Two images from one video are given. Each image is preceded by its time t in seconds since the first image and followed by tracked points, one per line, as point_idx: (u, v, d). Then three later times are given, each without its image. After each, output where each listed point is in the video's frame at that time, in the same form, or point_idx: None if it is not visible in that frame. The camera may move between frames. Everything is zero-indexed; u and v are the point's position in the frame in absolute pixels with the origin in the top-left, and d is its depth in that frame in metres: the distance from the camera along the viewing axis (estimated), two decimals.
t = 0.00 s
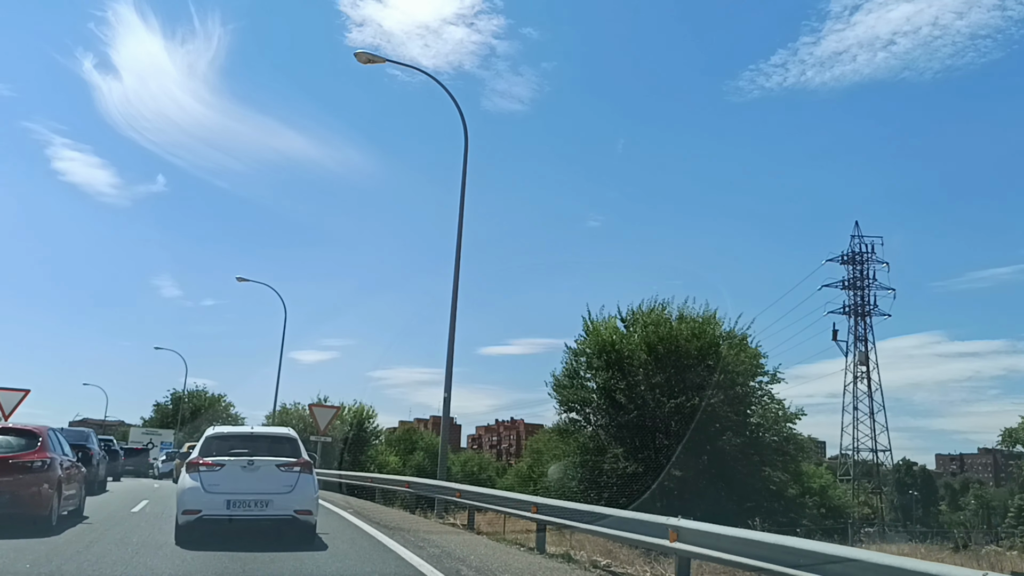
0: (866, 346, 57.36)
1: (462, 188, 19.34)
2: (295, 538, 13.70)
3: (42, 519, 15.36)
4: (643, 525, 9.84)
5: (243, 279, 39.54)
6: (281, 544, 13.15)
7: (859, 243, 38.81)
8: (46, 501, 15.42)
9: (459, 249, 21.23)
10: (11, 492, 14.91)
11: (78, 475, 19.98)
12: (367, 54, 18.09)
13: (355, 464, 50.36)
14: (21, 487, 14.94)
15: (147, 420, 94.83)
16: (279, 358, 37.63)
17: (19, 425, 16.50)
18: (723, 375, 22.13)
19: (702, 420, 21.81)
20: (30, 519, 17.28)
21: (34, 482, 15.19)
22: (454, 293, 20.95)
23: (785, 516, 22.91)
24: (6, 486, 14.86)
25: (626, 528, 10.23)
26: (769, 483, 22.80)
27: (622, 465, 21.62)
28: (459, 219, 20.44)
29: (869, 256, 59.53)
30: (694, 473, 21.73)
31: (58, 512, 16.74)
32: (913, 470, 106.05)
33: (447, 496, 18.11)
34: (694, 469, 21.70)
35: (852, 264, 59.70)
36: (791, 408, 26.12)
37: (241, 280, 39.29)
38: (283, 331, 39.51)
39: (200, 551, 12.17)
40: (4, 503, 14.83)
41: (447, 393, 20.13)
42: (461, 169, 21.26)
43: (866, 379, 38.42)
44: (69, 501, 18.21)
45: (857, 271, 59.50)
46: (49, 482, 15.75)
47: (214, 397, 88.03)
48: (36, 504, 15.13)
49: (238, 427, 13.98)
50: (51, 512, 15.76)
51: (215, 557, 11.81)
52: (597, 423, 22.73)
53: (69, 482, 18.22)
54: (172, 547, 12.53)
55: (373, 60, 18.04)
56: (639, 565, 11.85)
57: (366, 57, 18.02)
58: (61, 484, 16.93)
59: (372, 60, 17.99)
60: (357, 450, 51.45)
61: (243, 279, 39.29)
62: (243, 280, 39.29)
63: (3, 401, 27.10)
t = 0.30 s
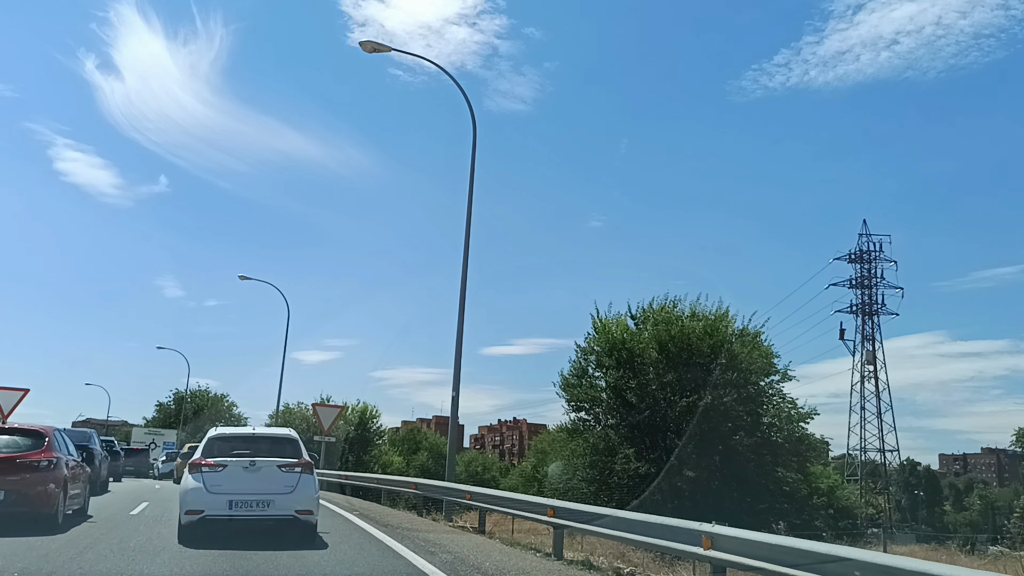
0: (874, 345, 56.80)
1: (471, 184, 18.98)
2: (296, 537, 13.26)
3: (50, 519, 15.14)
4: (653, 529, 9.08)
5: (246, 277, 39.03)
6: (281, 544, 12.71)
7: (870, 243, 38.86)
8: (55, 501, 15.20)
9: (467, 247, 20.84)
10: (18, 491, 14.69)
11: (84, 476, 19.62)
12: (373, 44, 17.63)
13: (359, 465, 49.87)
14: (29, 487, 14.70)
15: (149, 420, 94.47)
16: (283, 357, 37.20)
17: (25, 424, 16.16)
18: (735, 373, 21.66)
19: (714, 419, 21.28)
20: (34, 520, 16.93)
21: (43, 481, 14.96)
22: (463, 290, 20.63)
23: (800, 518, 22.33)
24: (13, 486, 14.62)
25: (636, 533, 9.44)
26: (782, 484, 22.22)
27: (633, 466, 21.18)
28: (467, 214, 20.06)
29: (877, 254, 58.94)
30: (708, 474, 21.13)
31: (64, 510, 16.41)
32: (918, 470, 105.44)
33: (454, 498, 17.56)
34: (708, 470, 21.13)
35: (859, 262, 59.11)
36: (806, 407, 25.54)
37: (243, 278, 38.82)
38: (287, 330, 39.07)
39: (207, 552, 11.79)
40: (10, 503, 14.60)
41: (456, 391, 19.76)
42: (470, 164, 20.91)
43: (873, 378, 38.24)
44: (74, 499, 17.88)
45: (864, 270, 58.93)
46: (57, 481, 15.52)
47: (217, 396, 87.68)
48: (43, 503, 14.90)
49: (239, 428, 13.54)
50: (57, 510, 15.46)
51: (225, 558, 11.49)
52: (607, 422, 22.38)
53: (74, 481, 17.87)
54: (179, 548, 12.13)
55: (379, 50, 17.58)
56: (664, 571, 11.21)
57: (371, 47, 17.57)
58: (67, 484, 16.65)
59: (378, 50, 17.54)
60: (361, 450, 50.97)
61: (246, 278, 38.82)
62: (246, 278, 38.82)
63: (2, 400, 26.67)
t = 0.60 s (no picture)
0: (889, 343, 55.78)
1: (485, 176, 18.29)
2: (297, 534, 12.79)
3: (62, 518, 14.72)
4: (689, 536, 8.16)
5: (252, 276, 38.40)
6: (282, 541, 12.17)
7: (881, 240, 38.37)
8: (66, 500, 14.76)
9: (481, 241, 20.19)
10: (29, 490, 14.27)
11: (90, 476, 19.06)
12: (382, 27, 16.97)
13: (366, 465, 49.16)
14: (40, 485, 14.30)
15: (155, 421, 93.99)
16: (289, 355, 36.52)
17: (33, 425, 15.57)
18: (757, 370, 20.91)
19: (735, 419, 20.48)
20: (38, 520, 16.42)
21: (54, 479, 14.53)
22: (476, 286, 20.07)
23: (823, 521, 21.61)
24: (23, 484, 14.21)
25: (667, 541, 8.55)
26: (804, 487, 21.47)
27: (652, 468, 20.63)
28: (482, 205, 19.43)
29: (891, 251, 57.94)
30: (729, 475, 20.44)
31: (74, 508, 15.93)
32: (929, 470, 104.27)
33: (468, 501, 16.79)
34: (729, 472, 20.42)
35: (873, 260, 58.16)
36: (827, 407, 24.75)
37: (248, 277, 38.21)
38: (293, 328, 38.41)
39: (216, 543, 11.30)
40: (21, 501, 14.23)
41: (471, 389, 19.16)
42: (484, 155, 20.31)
43: (887, 378, 37.58)
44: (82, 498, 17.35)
45: (878, 267, 57.98)
46: (68, 480, 15.08)
47: (223, 396, 87.15)
48: (54, 503, 14.46)
49: (243, 426, 12.99)
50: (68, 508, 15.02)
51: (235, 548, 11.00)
52: (624, 422, 21.86)
53: (82, 481, 17.35)
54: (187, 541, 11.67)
55: (389, 33, 16.92)
56: None
57: (381, 31, 16.90)
58: (76, 483, 16.18)
59: (388, 33, 16.87)
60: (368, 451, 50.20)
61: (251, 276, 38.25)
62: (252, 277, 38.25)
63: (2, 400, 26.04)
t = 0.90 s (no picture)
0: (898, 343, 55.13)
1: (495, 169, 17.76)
2: (295, 533, 12.62)
3: (66, 519, 14.60)
4: (722, 547, 7.61)
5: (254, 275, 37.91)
6: (280, 539, 12.00)
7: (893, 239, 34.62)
8: (71, 501, 14.64)
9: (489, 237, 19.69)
10: (35, 491, 14.16)
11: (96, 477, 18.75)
12: (388, 14, 16.44)
13: (370, 467, 48.60)
14: (46, 486, 14.20)
15: (157, 422, 93.52)
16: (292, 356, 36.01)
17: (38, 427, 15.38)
18: (774, 371, 20.28)
19: (752, 419, 19.85)
20: (39, 520, 16.03)
21: (60, 481, 14.40)
22: (486, 283, 19.58)
23: (840, 525, 20.90)
24: (29, 485, 14.09)
25: (696, 552, 7.95)
26: (823, 491, 20.81)
27: (666, 470, 19.98)
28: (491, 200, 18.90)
29: (900, 251, 57.27)
30: (746, 478, 19.78)
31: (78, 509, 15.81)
32: (936, 472, 103.46)
33: (478, 505, 16.21)
34: (746, 475, 19.76)
35: (881, 259, 57.51)
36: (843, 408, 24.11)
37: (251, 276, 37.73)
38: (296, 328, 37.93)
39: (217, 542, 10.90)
40: (26, 502, 14.11)
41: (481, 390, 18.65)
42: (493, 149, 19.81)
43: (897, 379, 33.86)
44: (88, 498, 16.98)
45: (886, 267, 57.33)
46: (73, 482, 14.96)
47: (225, 397, 86.74)
48: (60, 504, 14.35)
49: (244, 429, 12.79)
50: (73, 508, 14.91)
51: (236, 553, 10.46)
52: (636, 424, 21.29)
53: (85, 481, 16.94)
54: (189, 543, 11.22)
55: (395, 20, 16.39)
56: None
57: (387, 18, 16.37)
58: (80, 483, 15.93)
59: (394, 20, 16.34)
60: (372, 453, 49.59)
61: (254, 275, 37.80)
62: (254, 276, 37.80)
63: None
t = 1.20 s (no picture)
0: (907, 343, 54.48)
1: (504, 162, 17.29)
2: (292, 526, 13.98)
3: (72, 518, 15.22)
4: (753, 555, 7.12)
5: (256, 273, 37.45)
6: (282, 531, 13.51)
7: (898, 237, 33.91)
8: (76, 501, 15.22)
9: (500, 234, 19.38)
10: (40, 491, 14.77)
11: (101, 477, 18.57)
12: (395, 1, 15.91)
13: (373, 469, 48.03)
14: (50, 486, 14.79)
15: (158, 423, 92.96)
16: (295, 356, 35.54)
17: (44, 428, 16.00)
18: (789, 370, 19.82)
19: (767, 420, 19.32)
20: (41, 520, 15.73)
21: (65, 481, 15.03)
22: (496, 279, 19.13)
23: (857, 529, 20.20)
24: (35, 485, 14.72)
25: (724, 559, 7.46)
26: (840, 493, 20.21)
27: (679, 472, 19.41)
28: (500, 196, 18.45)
29: (908, 249, 56.62)
30: (762, 480, 19.21)
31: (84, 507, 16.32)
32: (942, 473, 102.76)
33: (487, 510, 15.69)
34: (761, 477, 19.20)
35: (890, 258, 56.89)
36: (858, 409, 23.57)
37: (253, 274, 37.29)
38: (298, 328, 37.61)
39: (220, 535, 12.43)
40: (32, 502, 14.72)
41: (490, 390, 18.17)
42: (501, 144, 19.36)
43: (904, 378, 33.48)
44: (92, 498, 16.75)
45: (894, 266, 56.69)
46: (79, 481, 15.59)
47: (227, 398, 86.25)
48: (66, 504, 14.97)
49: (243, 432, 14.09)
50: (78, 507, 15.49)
51: (239, 561, 9.90)
52: (648, 425, 20.82)
53: (89, 482, 16.61)
54: (191, 549, 10.55)
55: (403, 7, 15.86)
56: None
57: (394, 5, 15.85)
58: (85, 484, 16.04)
59: (401, 7, 15.82)
60: (375, 454, 48.99)
61: (256, 274, 37.40)
62: (257, 275, 37.39)
63: None
